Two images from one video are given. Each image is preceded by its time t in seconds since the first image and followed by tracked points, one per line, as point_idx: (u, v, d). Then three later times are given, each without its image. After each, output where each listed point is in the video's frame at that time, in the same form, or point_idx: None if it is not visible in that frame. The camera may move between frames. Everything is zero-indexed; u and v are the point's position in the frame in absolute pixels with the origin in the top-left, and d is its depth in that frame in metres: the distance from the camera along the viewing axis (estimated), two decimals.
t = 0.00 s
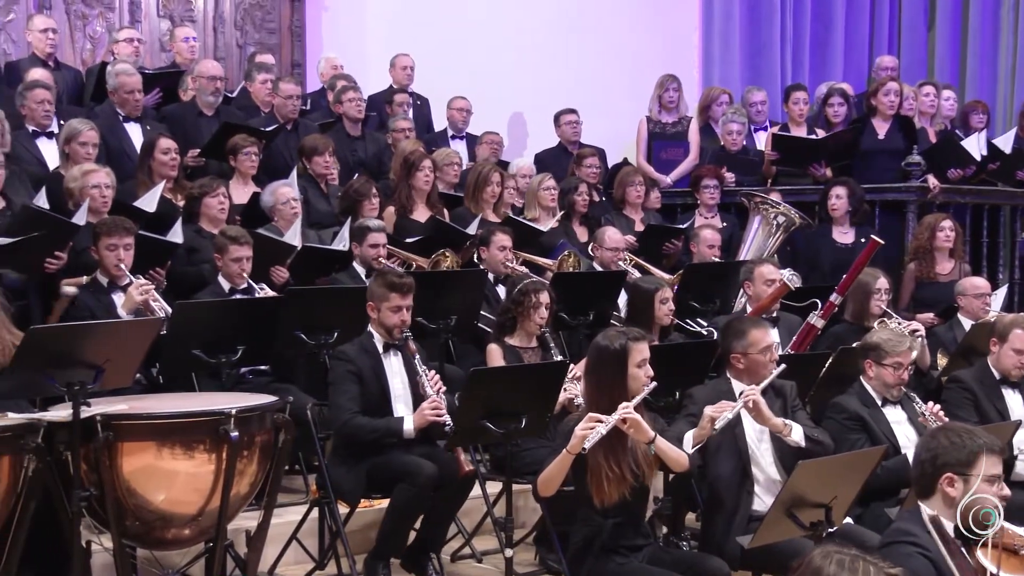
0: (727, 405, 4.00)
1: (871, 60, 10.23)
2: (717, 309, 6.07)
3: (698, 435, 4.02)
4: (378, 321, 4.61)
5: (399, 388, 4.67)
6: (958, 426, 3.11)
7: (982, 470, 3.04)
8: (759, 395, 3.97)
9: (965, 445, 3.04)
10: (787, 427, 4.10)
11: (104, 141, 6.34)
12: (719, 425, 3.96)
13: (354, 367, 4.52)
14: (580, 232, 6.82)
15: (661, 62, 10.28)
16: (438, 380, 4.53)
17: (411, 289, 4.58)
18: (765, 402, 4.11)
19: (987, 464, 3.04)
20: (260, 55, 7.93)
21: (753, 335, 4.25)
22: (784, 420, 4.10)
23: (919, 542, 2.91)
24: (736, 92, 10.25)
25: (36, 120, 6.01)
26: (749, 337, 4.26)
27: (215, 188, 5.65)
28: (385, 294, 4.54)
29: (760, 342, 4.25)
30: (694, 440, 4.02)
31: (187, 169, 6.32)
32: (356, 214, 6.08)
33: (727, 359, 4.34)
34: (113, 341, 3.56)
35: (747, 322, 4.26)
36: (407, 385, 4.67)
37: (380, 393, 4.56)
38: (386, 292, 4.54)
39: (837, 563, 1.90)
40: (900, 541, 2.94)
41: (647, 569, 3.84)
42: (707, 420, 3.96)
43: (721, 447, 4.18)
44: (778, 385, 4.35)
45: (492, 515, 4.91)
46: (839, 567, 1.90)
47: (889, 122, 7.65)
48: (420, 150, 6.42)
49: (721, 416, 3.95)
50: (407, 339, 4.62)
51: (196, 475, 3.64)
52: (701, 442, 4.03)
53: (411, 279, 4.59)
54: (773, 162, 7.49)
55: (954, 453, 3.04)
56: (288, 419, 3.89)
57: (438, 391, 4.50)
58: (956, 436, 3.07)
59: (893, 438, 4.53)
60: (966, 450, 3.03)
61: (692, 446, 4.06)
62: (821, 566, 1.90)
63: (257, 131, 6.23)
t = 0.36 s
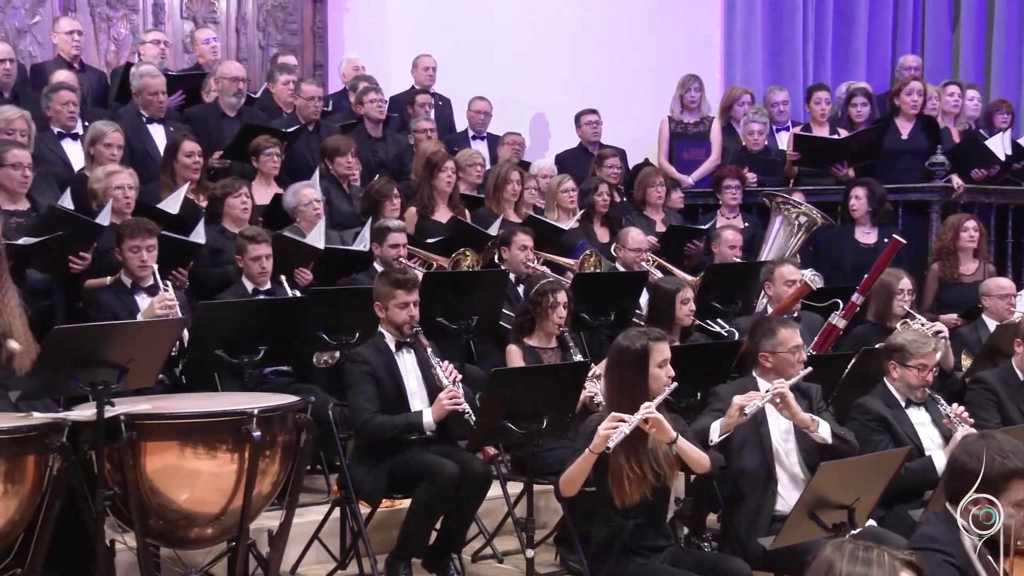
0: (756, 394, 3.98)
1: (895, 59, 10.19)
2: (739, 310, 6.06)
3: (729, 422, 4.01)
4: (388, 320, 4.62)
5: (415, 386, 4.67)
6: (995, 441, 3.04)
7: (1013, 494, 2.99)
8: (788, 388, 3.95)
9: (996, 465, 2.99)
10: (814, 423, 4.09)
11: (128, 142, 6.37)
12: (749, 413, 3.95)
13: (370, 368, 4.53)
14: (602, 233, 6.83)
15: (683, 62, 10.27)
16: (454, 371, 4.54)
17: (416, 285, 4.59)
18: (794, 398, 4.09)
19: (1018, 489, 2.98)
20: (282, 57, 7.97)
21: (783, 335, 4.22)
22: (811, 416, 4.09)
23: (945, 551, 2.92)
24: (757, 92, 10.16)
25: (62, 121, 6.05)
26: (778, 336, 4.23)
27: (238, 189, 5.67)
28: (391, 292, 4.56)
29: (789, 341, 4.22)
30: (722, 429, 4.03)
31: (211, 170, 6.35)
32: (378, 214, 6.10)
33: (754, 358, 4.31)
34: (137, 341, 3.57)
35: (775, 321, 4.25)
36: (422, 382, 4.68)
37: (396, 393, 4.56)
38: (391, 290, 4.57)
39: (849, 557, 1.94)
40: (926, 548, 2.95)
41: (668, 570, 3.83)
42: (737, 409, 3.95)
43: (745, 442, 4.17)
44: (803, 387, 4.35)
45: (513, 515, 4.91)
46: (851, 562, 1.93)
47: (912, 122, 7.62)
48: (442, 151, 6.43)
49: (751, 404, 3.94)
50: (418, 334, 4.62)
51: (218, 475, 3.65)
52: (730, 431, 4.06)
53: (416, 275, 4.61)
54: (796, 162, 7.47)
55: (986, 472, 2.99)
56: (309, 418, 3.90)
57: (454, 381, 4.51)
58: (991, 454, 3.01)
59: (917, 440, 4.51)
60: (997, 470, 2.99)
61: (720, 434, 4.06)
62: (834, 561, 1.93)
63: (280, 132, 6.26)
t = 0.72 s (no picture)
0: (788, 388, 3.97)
1: (920, 60, 10.16)
2: (761, 310, 6.05)
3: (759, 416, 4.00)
4: (399, 325, 4.63)
5: (430, 388, 4.68)
6: None
7: None
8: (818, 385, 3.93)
9: None
10: (844, 422, 4.08)
11: (153, 143, 6.40)
12: (782, 405, 3.93)
13: (381, 374, 4.53)
14: (625, 232, 6.83)
15: (706, 62, 10.26)
16: (466, 376, 4.52)
17: (427, 290, 4.61)
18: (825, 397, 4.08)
19: None
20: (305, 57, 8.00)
21: (814, 334, 4.17)
22: (841, 415, 4.08)
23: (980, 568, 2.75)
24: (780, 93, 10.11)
25: (87, 122, 6.09)
26: (809, 335, 4.18)
27: (261, 190, 5.69)
28: (402, 297, 4.58)
29: (820, 341, 4.17)
30: (753, 422, 4.01)
31: (235, 171, 6.37)
32: (400, 214, 6.11)
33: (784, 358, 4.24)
34: (160, 341, 3.59)
35: (808, 321, 4.19)
36: (437, 384, 4.69)
37: (410, 397, 4.56)
38: (402, 295, 4.59)
39: (876, 555, 1.96)
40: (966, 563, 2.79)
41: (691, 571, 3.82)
42: (768, 403, 3.94)
43: (773, 443, 4.16)
44: (829, 389, 4.34)
45: (535, 515, 4.90)
46: (877, 561, 1.95)
47: (938, 121, 7.58)
48: (466, 151, 6.43)
49: (783, 396, 3.92)
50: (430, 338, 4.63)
51: (242, 474, 3.66)
52: (760, 424, 4.06)
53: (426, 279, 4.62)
54: (820, 162, 7.44)
55: None
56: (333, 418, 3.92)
57: (466, 387, 4.49)
58: None
59: (943, 441, 4.49)
60: None
61: (750, 427, 4.06)
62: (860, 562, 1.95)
63: (303, 133, 6.27)
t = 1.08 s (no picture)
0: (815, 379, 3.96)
1: (944, 57, 10.10)
2: (783, 310, 6.03)
3: (785, 409, 3.98)
4: (415, 326, 4.62)
5: (446, 389, 4.67)
6: None
7: None
8: (845, 378, 3.89)
9: None
10: (870, 418, 4.03)
11: (176, 144, 6.42)
12: (808, 396, 3.91)
13: (397, 377, 4.52)
14: (647, 232, 6.83)
15: (729, 61, 10.25)
16: (480, 382, 4.46)
17: (444, 293, 4.58)
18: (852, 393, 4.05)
19: None
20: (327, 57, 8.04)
21: (839, 333, 4.14)
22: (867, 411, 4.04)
23: None
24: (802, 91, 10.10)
25: (110, 123, 6.13)
26: (834, 334, 4.15)
27: (283, 190, 5.70)
28: (418, 300, 4.55)
29: (845, 340, 4.14)
30: (779, 413, 4.00)
31: (257, 171, 6.39)
32: (421, 214, 6.11)
33: (809, 356, 4.22)
34: (182, 340, 3.60)
35: (833, 319, 4.16)
36: (453, 385, 4.68)
37: (427, 399, 4.55)
38: (418, 298, 4.56)
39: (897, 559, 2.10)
40: None
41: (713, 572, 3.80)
42: (796, 394, 3.92)
43: (797, 441, 4.15)
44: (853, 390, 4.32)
45: (556, 515, 4.90)
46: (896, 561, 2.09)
47: (961, 120, 7.55)
48: (487, 151, 6.44)
49: (810, 386, 3.90)
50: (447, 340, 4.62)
51: (263, 472, 3.67)
52: (785, 416, 4.05)
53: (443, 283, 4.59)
54: (843, 162, 7.41)
55: None
56: (354, 417, 3.92)
57: (480, 393, 4.45)
58: None
59: (967, 442, 4.46)
60: None
61: (776, 418, 4.07)
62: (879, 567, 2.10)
63: (325, 133, 6.28)
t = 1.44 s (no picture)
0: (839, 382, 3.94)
1: (968, 58, 9.96)
2: (804, 310, 6.01)
3: (809, 410, 3.96)
4: (433, 326, 4.61)
5: (465, 389, 4.67)
6: None
7: None
8: (868, 381, 3.88)
9: None
10: (893, 421, 4.03)
11: (197, 145, 6.45)
12: (833, 399, 3.89)
13: (415, 376, 4.51)
14: (668, 232, 6.83)
15: (751, 60, 10.23)
16: (498, 383, 4.44)
17: (463, 293, 4.56)
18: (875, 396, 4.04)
19: None
20: (347, 58, 8.06)
21: (864, 335, 4.12)
22: (891, 413, 4.02)
23: None
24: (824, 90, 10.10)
25: (134, 124, 6.14)
26: (859, 336, 4.13)
27: (304, 190, 5.71)
28: (437, 300, 4.54)
29: (869, 342, 4.12)
30: (802, 415, 3.99)
31: (278, 171, 6.41)
32: (440, 215, 6.12)
33: (832, 357, 4.21)
34: (204, 341, 3.61)
35: (857, 320, 4.14)
36: (472, 385, 4.68)
37: (445, 399, 4.54)
38: (437, 297, 4.54)
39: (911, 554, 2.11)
40: None
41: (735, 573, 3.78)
42: (820, 396, 3.89)
43: (820, 443, 4.13)
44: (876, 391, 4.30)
45: (576, 516, 4.89)
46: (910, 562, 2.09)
47: (985, 119, 7.50)
48: (507, 151, 6.44)
49: (835, 389, 3.88)
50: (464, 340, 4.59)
51: (285, 471, 3.68)
52: (809, 417, 4.03)
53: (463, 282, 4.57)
54: (864, 162, 7.38)
55: None
56: (374, 417, 3.93)
57: (498, 394, 4.43)
58: None
59: (990, 443, 4.43)
60: None
61: (798, 421, 4.04)
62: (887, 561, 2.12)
63: (345, 133, 6.29)
